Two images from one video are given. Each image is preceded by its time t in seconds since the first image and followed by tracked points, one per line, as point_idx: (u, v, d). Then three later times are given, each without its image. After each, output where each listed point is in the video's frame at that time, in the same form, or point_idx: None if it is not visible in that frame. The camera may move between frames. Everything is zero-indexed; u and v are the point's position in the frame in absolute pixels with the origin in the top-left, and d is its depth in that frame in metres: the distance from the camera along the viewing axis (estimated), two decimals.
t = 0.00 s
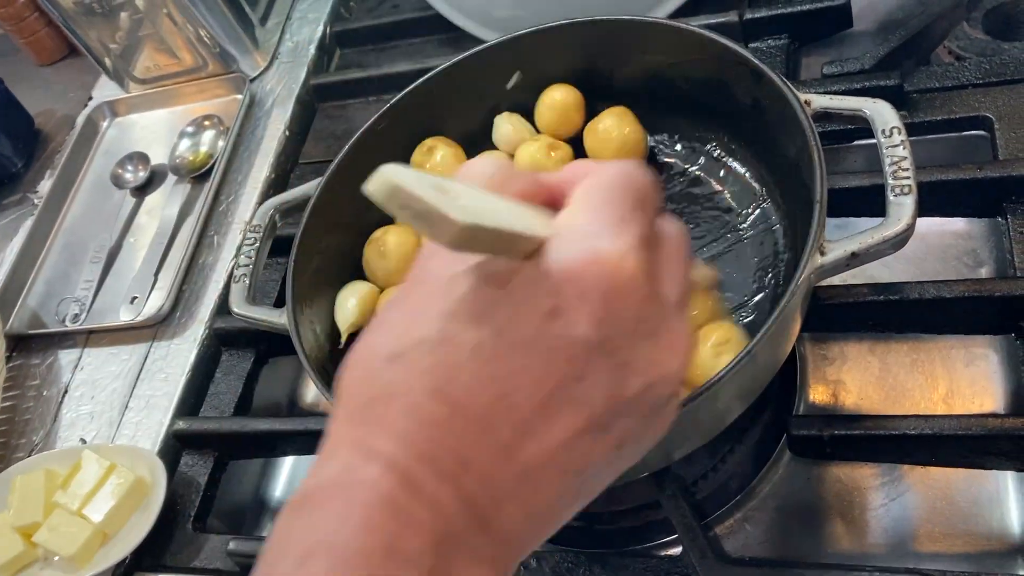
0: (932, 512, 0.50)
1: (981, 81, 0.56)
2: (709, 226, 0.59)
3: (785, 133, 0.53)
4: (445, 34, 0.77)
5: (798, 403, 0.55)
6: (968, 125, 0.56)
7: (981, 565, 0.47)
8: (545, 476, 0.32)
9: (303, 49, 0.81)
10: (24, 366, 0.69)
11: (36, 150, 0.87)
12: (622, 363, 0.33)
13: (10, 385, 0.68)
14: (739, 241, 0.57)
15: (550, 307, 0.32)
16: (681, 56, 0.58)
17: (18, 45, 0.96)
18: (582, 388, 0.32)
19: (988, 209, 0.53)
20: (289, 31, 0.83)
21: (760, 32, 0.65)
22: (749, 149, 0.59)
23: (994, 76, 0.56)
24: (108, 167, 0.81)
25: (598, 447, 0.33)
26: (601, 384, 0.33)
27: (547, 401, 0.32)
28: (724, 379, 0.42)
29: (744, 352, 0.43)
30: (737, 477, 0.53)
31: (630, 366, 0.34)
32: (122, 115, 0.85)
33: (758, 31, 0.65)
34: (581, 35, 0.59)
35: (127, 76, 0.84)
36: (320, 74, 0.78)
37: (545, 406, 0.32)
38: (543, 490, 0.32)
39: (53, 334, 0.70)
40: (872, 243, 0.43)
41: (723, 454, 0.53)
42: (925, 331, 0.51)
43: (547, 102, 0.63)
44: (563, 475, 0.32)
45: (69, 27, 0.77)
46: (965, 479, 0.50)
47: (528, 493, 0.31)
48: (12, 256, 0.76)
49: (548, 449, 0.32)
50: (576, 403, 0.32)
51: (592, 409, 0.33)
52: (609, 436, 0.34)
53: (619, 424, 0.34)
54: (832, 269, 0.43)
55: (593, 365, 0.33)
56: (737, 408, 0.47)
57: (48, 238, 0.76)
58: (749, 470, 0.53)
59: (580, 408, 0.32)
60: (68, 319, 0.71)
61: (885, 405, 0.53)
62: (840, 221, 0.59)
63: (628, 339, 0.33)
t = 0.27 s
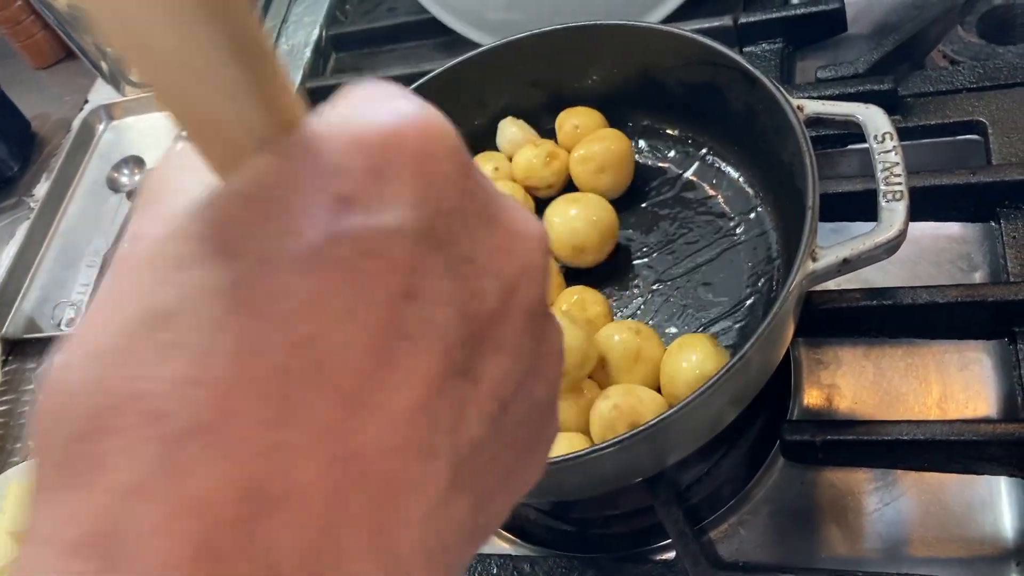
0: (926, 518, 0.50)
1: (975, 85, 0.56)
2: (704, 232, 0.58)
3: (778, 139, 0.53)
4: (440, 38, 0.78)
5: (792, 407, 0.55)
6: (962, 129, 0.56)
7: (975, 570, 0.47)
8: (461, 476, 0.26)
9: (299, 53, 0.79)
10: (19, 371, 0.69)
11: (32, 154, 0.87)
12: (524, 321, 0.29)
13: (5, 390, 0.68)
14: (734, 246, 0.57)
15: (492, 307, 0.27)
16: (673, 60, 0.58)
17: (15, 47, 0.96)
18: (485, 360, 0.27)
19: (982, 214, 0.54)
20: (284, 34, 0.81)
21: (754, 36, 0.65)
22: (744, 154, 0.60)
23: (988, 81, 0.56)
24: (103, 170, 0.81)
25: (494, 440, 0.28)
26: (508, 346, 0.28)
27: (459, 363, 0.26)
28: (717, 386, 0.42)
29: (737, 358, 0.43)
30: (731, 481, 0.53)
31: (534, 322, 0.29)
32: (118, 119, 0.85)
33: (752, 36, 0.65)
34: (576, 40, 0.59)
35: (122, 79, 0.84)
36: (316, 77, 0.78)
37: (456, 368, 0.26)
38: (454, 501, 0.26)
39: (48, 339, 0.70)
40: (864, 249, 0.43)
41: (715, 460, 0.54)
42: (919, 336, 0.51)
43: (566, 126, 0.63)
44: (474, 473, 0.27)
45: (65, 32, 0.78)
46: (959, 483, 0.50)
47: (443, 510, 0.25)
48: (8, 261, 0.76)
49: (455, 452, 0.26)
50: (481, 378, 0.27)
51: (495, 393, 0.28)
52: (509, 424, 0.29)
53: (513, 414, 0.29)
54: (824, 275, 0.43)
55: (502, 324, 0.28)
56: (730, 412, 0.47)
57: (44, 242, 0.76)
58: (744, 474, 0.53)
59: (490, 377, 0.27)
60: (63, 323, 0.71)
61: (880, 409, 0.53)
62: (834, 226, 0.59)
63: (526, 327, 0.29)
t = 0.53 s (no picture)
0: (929, 520, 0.50)
1: (977, 86, 0.56)
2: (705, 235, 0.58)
3: (780, 140, 0.53)
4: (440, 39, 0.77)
5: (794, 409, 0.55)
6: (965, 130, 0.55)
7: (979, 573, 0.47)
8: (583, 316, 0.28)
9: (299, 53, 0.81)
10: (18, 373, 0.69)
11: (30, 155, 0.87)
12: (623, 165, 0.28)
13: (4, 392, 0.68)
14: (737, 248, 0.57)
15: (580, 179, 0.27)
16: (674, 60, 0.58)
17: (13, 48, 0.95)
18: (589, 200, 0.28)
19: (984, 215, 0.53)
20: (285, 35, 0.83)
21: (755, 36, 0.65)
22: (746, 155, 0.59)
23: (990, 81, 0.55)
24: (102, 171, 0.81)
25: (628, 269, 0.30)
26: (608, 189, 0.28)
27: (558, 224, 0.27)
28: (719, 388, 0.42)
29: (739, 360, 0.42)
30: (733, 483, 0.53)
31: (630, 163, 0.28)
32: (117, 120, 0.85)
33: (753, 36, 0.65)
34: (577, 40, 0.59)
35: (121, 80, 0.84)
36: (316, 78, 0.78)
37: (560, 222, 0.27)
38: (584, 333, 0.28)
39: (47, 341, 0.69)
40: (867, 250, 0.42)
41: (718, 462, 0.53)
42: (921, 337, 0.51)
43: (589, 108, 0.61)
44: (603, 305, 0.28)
45: (63, 32, 0.77)
46: (963, 485, 0.50)
47: (565, 342, 0.27)
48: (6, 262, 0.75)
49: (568, 301, 0.27)
50: (595, 220, 0.28)
51: (604, 236, 0.28)
52: (642, 262, 0.30)
53: (642, 244, 0.30)
54: (826, 277, 0.43)
55: (597, 169, 0.28)
56: (732, 415, 0.47)
57: (42, 243, 0.76)
58: (746, 477, 0.53)
59: (598, 218, 0.28)
60: (62, 324, 0.70)
61: (882, 411, 0.53)
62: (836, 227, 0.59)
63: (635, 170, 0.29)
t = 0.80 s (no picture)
0: (939, 518, 0.49)
1: (986, 82, 0.56)
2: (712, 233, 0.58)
3: (790, 136, 0.53)
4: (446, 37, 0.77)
5: (803, 407, 0.54)
6: (975, 127, 0.55)
7: (990, 571, 0.47)
8: (556, 226, 0.28)
9: (304, 51, 0.81)
10: (22, 370, 0.69)
11: (35, 153, 0.87)
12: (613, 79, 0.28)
13: (8, 389, 0.68)
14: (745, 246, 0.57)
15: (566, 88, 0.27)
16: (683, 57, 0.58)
17: (17, 47, 0.95)
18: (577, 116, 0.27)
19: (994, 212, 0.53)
20: (289, 32, 0.83)
21: (762, 34, 0.64)
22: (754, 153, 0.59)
23: (1000, 78, 0.55)
24: (107, 169, 0.81)
25: (602, 190, 0.29)
26: (591, 112, 0.28)
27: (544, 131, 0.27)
28: (731, 384, 0.42)
29: (751, 356, 0.42)
30: (740, 482, 0.53)
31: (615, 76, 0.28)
32: (121, 118, 0.84)
33: (760, 33, 0.64)
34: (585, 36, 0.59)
35: (126, 78, 0.84)
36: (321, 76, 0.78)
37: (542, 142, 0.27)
38: (559, 239, 0.28)
39: (52, 338, 0.69)
40: (880, 246, 0.42)
41: (726, 460, 0.54)
42: (932, 335, 0.51)
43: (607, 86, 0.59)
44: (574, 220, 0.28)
45: (68, 29, 0.77)
46: (972, 484, 0.50)
47: (534, 258, 0.28)
48: (10, 261, 0.75)
49: (549, 203, 0.27)
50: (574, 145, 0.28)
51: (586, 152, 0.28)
52: (617, 173, 0.30)
53: (625, 158, 0.29)
54: (838, 273, 0.43)
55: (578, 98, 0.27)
56: (742, 412, 0.47)
57: (47, 241, 0.76)
58: (754, 475, 0.53)
59: (576, 140, 0.28)
60: (67, 322, 0.70)
61: (892, 409, 0.53)
62: (844, 224, 0.58)
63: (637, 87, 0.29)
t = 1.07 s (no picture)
0: (939, 517, 0.49)
1: (987, 82, 0.56)
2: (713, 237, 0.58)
3: (791, 136, 0.53)
4: (446, 36, 0.77)
5: (803, 407, 0.54)
6: (975, 127, 0.55)
7: (990, 570, 0.47)
8: (429, 410, 0.31)
9: (305, 52, 0.80)
10: (23, 370, 0.69)
11: (35, 153, 0.87)
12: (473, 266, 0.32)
13: (9, 389, 0.68)
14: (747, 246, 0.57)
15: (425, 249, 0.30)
16: (683, 57, 0.58)
17: (17, 47, 0.95)
18: (441, 301, 0.31)
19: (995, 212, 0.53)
20: (290, 33, 0.83)
21: (762, 34, 0.64)
22: (754, 152, 0.59)
23: (1000, 78, 0.55)
24: (108, 169, 0.81)
25: (476, 361, 0.33)
26: (459, 292, 0.32)
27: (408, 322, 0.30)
28: (732, 383, 0.42)
29: (752, 356, 0.42)
30: (741, 481, 0.53)
31: (477, 264, 0.32)
32: (122, 118, 0.84)
33: (760, 34, 0.64)
34: (586, 37, 0.59)
35: (127, 78, 0.84)
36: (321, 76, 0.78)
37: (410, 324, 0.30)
38: (435, 412, 0.31)
39: (53, 338, 0.69)
40: (880, 246, 0.42)
41: (727, 459, 0.54)
42: (932, 335, 0.51)
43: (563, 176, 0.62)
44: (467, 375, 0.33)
45: (69, 30, 0.77)
46: (972, 483, 0.50)
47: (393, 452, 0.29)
48: (10, 261, 0.75)
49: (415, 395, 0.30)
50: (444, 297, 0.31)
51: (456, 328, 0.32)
52: (489, 348, 0.34)
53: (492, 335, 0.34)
54: (839, 273, 0.43)
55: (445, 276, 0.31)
56: (743, 412, 0.47)
57: (48, 241, 0.76)
58: (754, 474, 0.53)
59: (449, 320, 0.32)
60: (68, 322, 0.70)
61: (892, 408, 0.53)
62: (845, 223, 0.58)
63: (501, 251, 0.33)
